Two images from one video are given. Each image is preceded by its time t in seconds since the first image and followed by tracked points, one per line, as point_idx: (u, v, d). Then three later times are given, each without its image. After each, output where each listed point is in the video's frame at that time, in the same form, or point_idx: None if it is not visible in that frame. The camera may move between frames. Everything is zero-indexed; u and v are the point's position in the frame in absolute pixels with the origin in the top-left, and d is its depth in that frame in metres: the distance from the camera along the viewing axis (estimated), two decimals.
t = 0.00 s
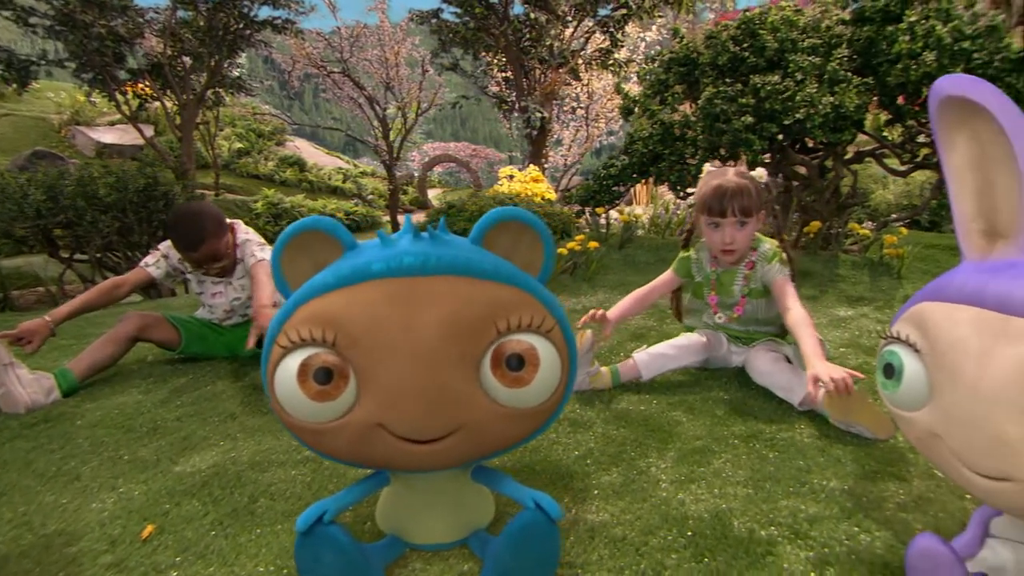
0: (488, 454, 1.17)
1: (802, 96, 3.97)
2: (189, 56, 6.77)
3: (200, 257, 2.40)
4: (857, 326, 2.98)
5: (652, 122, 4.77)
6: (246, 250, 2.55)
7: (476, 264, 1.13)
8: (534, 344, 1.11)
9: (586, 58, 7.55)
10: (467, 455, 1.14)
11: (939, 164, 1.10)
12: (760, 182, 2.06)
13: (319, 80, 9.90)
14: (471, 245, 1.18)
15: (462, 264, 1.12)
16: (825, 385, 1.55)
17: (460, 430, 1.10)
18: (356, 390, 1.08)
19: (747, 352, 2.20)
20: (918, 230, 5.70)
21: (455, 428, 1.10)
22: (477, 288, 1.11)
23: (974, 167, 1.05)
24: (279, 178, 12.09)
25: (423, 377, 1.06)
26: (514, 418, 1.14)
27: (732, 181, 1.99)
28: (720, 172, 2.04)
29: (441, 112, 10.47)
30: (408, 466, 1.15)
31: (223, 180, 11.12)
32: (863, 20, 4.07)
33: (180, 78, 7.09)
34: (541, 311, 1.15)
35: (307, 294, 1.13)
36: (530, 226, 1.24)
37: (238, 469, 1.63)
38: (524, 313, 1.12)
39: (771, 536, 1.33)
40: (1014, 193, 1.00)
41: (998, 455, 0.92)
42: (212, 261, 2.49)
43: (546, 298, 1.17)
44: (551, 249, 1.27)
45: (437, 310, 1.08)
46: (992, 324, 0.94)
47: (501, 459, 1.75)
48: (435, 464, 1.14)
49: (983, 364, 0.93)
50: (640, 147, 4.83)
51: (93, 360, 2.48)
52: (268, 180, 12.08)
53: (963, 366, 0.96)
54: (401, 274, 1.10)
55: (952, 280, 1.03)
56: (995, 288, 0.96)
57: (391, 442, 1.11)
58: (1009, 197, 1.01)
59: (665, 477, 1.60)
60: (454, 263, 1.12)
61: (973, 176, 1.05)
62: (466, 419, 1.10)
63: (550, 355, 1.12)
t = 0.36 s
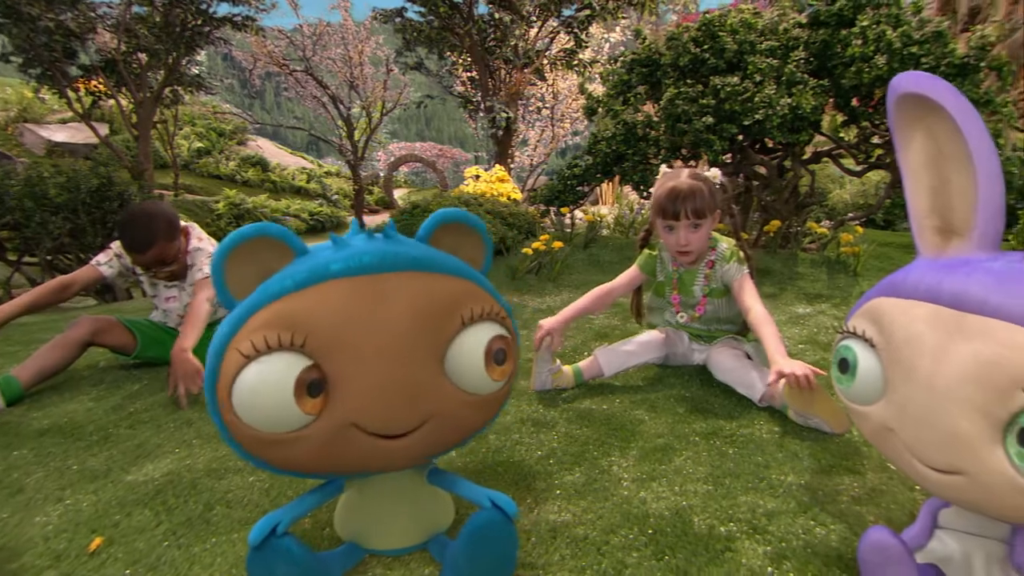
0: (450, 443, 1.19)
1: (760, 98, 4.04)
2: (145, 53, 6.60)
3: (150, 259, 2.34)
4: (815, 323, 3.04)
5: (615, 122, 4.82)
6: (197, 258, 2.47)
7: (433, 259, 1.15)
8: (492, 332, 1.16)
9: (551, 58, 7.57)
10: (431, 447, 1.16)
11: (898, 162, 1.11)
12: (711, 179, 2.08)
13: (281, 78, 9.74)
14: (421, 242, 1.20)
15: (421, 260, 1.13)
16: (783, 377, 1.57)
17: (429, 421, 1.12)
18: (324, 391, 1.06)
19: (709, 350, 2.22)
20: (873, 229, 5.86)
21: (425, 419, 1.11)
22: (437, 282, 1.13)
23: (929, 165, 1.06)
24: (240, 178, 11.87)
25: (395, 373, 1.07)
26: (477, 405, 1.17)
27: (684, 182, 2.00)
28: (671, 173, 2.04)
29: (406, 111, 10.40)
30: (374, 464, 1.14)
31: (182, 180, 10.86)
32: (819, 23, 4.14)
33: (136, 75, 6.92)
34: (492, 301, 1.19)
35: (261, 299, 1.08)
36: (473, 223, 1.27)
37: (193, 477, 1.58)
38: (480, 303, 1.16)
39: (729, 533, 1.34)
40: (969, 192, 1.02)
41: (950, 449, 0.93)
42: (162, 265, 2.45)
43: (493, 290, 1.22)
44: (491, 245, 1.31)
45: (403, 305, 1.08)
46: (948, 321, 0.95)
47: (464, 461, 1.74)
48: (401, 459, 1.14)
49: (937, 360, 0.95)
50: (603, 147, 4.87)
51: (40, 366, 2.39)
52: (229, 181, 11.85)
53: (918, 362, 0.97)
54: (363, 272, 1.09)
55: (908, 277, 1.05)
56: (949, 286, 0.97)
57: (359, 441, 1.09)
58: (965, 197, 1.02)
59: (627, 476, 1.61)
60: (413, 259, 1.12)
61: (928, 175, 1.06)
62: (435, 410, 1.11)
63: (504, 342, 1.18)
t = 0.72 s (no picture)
0: (407, 439, 1.18)
1: (718, 99, 4.10)
2: (94, 48, 6.35)
3: (97, 256, 2.26)
4: (773, 321, 3.10)
5: (577, 122, 4.84)
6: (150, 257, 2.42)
7: (379, 257, 1.15)
8: (439, 327, 1.17)
9: (514, 58, 7.57)
10: (391, 443, 1.14)
11: (853, 156, 1.12)
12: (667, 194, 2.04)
13: (239, 77, 9.52)
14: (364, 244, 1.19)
15: (368, 258, 1.13)
16: (740, 381, 1.60)
17: (391, 412, 1.11)
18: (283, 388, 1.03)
19: (668, 349, 2.24)
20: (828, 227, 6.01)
21: (387, 410, 1.10)
22: (385, 280, 1.13)
23: (885, 162, 1.07)
24: (198, 178, 11.58)
25: (355, 365, 1.06)
26: (433, 395, 1.17)
27: (638, 203, 1.96)
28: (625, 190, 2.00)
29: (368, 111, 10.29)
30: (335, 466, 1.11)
31: (137, 180, 10.55)
32: (774, 26, 4.21)
33: (85, 71, 6.65)
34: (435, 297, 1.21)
35: (213, 303, 1.04)
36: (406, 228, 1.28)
37: (144, 486, 1.54)
38: (426, 297, 1.18)
39: (687, 529, 1.35)
40: (925, 189, 1.04)
41: (906, 443, 0.95)
42: (108, 262, 2.34)
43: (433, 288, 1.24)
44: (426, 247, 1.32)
45: (357, 298, 1.08)
46: (903, 316, 0.97)
47: (425, 464, 1.72)
48: (362, 457, 1.12)
49: (893, 355, 0.97)
50: (564, 147, 4.89)
51: None
52: (187, 181, 11.56)
53: (874, 356, 0.99)
54: (317, 270, 1.08)
55: (865, 272, 1.07)
56: (906, 282, 0.99)
57: (321, 438, 1.07)
58: (919, 190, 1.04)
59: (587, 475, 1.62)
60: (361, 259, 1.12)
61: (885, 172, 1.08)
62: (396, 400, 1.11)
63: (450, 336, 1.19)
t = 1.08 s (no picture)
0: (363, 445, 1.15)
1: (675, 99, 4.15)
2: (38, 43, 6.07)
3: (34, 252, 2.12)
4: (729, 318, 3.15)
5: (537, 122, 4.84)
6: (101, 257, 2.34)
7: (354, 262, 1.13)
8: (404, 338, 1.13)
9: (475, 58, 7.55)
10: (340, 445, 1.11)
11: (808, 153, 1.14)
12: (617, 236, 1.95)
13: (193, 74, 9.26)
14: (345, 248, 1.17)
15: (347, 260, 1.12)
16: (696, 381, 1.62)
17: (342, 413, 1.07)
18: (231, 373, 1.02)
19: (627, 349, 2.25)
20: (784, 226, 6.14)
21: (338, 411, 1.07)
22: (356, 284, 1.10)
23: (841, 158, 1.09)
24: (152, 179, 11.25)
25: (304, 359, 1.03)
26: (391, 404, 1.13)
27: (586, 268, 1.94)
28: (572, 252, 1.96)
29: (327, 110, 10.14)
30: (283, 461, 1.09)
31: (87, 180, 10.18)
32: (729, 29, 4.29)
33: (27, 66, 6.37)
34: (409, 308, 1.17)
35: (179, 282, 1.06)
36: (390, 236, 1.26)
37: (88, 498, 1.48)
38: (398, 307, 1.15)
39: (644, 527, 1.36)
40: (879, 189, 1.05)
41: (864, 435, 0.97)
42: (55, 259, 2.24)
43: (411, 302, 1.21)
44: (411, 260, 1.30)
45: (322, 299, 1.06)
46: (863, 309, 0.99)
47: (381, 468, 1.70)
48: (312, 454, 1.10)
49: (852, 347, 0.98)
50: (525, 147, 4.89)
51: None
52: (140, 181, 11.21)
53: (833, 348, 1.00)
54: (286, 268, 1.06)
55: (821, 268, 1.09)
56: (863, 277, 1.01)
57: (265, 428, 1.05)
58: (874, 188, 1.06)
59: (546, 475, 1.61)
60: (338, 261, 1.10)
61: (840, 167, 1.10)
62: (347, 402, 1.08)
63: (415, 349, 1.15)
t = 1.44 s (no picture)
0: (314, 456, 1.12)
1: (636, 100, 4.19)
2: None
3: None
4: (689, 317, 3.19)
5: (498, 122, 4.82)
6: (52, 260, 2.27)
7: (312, 267, 1.11)
8: (360, 347, 1.10)
9: (437, 58, 7.51)
10: (288, 456, 1.08)
11: (761, 151, 1.15)
12: (577, 253, 1.93)
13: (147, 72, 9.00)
14: (306, 253, 1.15)
15: (303, 264, 1.10)
16: (650, 385, 1.63)
17: (290, 424, 1.04)
18: (174, 380, 0.99)
19: (587, 349, 2.26)
20: (743, 225, 6.24)
21: (286, 421, 1.04)
22: (311, 289, 1.08)
23: (793, 157, 1.11)
24: (105, 179, 10.89)
25: (251, 366, 1.01)
26: (343, 416, 1.10)
27: (544, 284, 1.95)
28: (532, 264, 1.94)
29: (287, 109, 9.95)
30: (227, 470, 1.06)
31: (35, 180, 9.80)
32: (687, 30, 4.34)
33: None
34: (369, 316, 1.14)
35: (127, 282, 1.04)
36: (356, 241, 1.24)
37: (30, 512, 1.43)
38: (356, 314, 1.12)
39: (603, 526, 1.37)
40: (832, 187, 1.08)
41: (827, 426, 0.98)
42: None
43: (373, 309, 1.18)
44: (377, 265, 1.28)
45: (274, 302, 1.04)
46: (820, 302, 1.01)
47: (339, 473, 1.68)
48: (259, 465, 1.06)
49: (814, 340, 0.99)
50: (487, 147, 4.87)
51: None
52: (93, 181, 10.85)
53: (796, 343, 1.01)
54: (239, 269, 1.05)
55: (777, 264, 1.09)
56: (822, 270, 1.02)
57: (208, 437, 1.02)
58: (827, 188, 1.08)
59: (506, 476, 1.61)
60: (294, 264, 1.09)
61: (792, 166, 1.11)
62: (296, 413, 1.05)
63: (373, 360, 1.11)
